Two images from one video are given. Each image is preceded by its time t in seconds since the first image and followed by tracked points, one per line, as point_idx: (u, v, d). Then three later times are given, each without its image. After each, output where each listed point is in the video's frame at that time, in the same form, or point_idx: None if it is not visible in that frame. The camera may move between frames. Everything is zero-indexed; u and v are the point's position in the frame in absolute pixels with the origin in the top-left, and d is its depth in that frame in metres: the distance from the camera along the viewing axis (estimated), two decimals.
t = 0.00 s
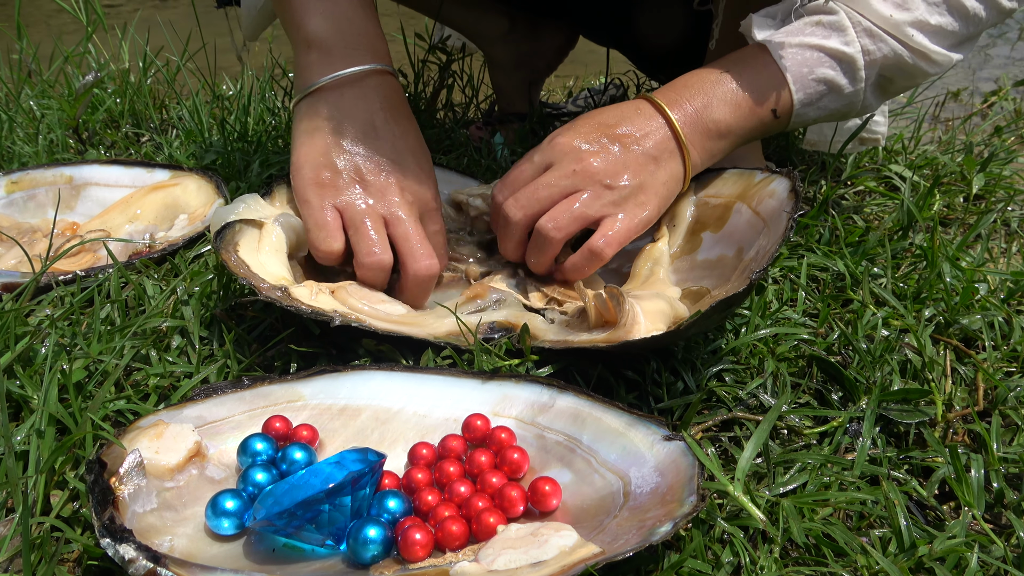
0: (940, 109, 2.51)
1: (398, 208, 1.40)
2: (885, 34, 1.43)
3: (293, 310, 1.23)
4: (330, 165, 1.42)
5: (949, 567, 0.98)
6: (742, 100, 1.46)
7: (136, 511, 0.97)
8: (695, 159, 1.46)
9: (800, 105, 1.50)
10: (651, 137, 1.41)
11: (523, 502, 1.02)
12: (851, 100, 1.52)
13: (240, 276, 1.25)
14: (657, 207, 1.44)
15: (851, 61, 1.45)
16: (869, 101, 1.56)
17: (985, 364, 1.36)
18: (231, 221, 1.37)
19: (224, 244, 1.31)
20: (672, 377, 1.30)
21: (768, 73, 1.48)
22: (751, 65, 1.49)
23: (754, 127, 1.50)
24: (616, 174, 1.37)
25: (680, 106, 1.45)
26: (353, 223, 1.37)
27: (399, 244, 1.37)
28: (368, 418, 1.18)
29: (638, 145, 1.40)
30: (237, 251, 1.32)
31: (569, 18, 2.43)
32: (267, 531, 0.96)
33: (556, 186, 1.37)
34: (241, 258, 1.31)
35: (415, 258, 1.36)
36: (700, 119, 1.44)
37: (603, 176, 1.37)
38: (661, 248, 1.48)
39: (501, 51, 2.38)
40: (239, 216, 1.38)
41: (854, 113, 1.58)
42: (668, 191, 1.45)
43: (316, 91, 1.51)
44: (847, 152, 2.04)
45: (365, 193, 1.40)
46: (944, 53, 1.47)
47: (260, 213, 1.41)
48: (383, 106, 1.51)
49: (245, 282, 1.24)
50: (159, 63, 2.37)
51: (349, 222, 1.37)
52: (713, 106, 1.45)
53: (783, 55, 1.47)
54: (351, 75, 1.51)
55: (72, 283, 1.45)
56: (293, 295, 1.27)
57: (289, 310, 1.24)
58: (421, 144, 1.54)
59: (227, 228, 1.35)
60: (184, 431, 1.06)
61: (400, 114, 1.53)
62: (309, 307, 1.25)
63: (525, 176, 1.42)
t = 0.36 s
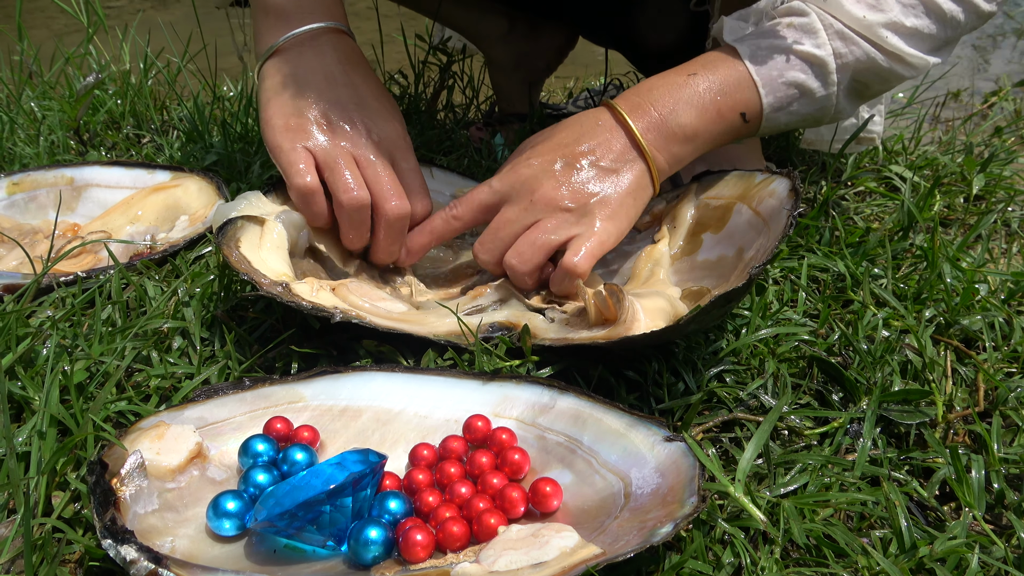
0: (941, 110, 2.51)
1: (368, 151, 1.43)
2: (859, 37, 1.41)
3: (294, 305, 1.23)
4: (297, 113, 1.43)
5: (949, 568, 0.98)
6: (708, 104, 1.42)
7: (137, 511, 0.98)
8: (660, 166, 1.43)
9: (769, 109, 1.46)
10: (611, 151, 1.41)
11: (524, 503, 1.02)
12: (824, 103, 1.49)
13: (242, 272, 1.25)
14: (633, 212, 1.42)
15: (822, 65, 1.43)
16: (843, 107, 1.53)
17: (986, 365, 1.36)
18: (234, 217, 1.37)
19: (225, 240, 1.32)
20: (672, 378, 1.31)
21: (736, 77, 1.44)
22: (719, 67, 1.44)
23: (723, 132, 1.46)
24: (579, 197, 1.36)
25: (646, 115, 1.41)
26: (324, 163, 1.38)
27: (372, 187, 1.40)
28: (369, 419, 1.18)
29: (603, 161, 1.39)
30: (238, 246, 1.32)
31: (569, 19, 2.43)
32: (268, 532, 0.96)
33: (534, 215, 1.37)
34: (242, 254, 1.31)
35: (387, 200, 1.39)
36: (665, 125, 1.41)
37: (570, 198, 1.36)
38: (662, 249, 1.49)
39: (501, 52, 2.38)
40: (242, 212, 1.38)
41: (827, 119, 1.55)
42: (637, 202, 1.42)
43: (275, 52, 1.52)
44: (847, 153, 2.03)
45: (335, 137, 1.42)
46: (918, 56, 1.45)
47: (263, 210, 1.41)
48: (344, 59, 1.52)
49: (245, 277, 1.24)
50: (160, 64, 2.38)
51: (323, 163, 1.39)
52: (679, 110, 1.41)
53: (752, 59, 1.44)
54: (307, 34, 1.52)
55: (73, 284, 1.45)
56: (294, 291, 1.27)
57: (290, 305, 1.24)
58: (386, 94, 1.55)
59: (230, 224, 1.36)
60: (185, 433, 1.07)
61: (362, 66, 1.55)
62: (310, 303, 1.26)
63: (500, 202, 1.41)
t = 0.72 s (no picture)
0: (942, 110, 2.51)
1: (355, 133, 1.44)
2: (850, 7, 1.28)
3: (293, 313, 1.24)
4: (285, 96, 1.44)
5: (951, 570, 0.98)
6: (684, 84, 1.33)
7: (139, 514, 0.98)
8: (633, 151, 1.34)
9: (755, 88, 1.34)
10: (579, 144, 1.35)
11: (525, 505, 1.02)
12: (822, 84, 1.34)
13: (240, 281, 1.25)
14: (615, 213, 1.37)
15: (813, 39, 1.30)
16: (853, 93, 1.38)
17: (987, 366, 1.36)
18: (233, 225, 1.36)
19: (224, 249, 1.32)
20: (674, 380, 1.31)
21: (716, 56, 1.34)
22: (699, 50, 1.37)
23: (705, 113, 1.35)
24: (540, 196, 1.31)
25: (617, 100, 1.35)
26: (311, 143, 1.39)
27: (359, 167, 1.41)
28: (371, 420, 1.18)
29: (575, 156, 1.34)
30: (237, 255, 1.32)
31: (570, 18, 2.43)
32: (270, 534, 0.96)
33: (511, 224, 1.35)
34: (241, 262, 1.31)
35: (375, 182, 1.42)
36: (636, 108, 1.33)
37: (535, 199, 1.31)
38: (663, 250, 1.48)
39: (501, 52, 2.38)
40: (241, 220, 1.37)
41: (835, 108, 1.40)
42: (612, 193, 1.34)
43: (263, 41, 1.53)
44: (846, 155, 2.04)
45: (323, 119, 1.43)
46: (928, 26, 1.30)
47: (262, 217, 1.40)
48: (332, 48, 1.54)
49: (245, 286, 1.24)
50: (160, 65, 2.38)
51: (310, 143, 1.40)
52: (654, 93, 1.33)
53: (735, 39, 1.34)
54: (295, 23, 1.53)
55: (74, 286, 1.45)
56: (293, 299, 1.28)
57: (290, 313, 1.25)
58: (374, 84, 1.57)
59: (228, 232, 1.35)
60: (186, 434, 1.06)
61: (349, 56, 1.56)
62: (310, 311, 1.26)
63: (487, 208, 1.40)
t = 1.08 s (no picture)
0: (942, 111, 2.51)
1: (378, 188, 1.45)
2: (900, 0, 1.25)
3: (294, 315, 1.24)
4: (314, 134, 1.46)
5: (952, 572, 0.98)
6: (727, 82, 1.31)
7: (141, 515, 0.98)
8: (668, 152, 1.31)
9: (800, 84, 1.31)
10: (612, 145, 1.33)
11: (527, 507, 1.02)
12: (871, 80, 1.32)
13: (241, 283, 1.26)
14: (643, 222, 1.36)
15: (861, 31, 1.28)
16: (903, 89, 1.35)
17: (988, 367, 1.36)
18: (234, 227, 1.37)
19: (224, 251, 1.33)
20: (674, 381, 1.31)
21: (758, 55, 1.33)
22: (741, 49, 1.35)
23: (748, 112, 1.31)
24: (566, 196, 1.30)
25: (657, 100, 1.33)
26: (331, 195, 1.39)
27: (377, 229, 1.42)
28: (372, 422, 1.18)
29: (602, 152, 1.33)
30: (238, 258, 1.33)
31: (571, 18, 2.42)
32: (271, 535, 0.96)
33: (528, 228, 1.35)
34: (242, 265, 1.32)
35: (389, 245, 1.42)
36: (678, 108, 1.31)
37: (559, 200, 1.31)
38: (663, 253, 1.48)
39: (502, 53, 2.38)
40: (242, 223, 1.39)
41: (886, 104, 1.37)
42: (642, 197, 1.31)
43: (297, 70, 1.53)
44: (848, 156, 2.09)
45: (348, 167, 1.44)
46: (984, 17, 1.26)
47: (262, 220, 1.42)
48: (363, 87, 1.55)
49: (245, 289, 1.24)
50: (161, 66, 2.38)
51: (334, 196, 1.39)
52: (694, 92, 1.31)
53: (779, 35, 1.33)
54: (331, 59, 1.54)
55: (76, 287, 1.45)
56: (294, 301, 1.28)
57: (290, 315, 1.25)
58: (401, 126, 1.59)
59: (229, 234, 1.36)
60: (188, 436, 1.06)
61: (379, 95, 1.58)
62: (310, 314, 1.26)
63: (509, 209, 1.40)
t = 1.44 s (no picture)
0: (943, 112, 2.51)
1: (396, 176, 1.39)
2: (941, 17, 1.34)
3: (298, 313, 1.24)
4: (330, 153, 1.46)
5: (953, 574, 0.98)
6: (775, 104, 1.37)
7: (141, 518, 0.98)
8: (714, 164, 1.33)
9: (846, 102, 1.38)
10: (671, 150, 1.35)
11: (528, 509, 1.02)
12: (917, 95, 1.39)
13: (246, 278, 1.26)
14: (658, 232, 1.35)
15: (903, 50, 1.36)
16: (949, 101, 1.41)
17: (989, 369, 1.36)
18: (238, 223, 1.37)
19: (229, 247, 1.32)
20: (675, 384, 1.30)
21: (804, 75, 1.40)
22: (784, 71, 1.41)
23: (796, 130, 1.37)
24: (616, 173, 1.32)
25: (705, 118, 1.37)
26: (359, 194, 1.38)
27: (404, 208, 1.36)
28: (372, 424, 1.18)
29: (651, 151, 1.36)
30: (242, 253, 1.32)
31: (571, 22, 2.41)
32: (272, 538, 0.96)
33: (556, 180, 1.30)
34: (246, 261, 1.31)
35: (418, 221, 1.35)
36: (727, 125, 1.35)
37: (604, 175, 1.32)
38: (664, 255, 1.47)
39: (502, 55, 2.39)
40: (246, 218, 1.39)
41: (931, 118, 1.43)
42: (678, 202, 1.30)
43: (308, 96, 1.55)
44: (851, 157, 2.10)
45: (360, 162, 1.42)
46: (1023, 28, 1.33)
47: (266, 216, 1.41)
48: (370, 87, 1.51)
49: (250, 283, 1.25)
50: (162, 68, 2.38)
51: (354, 191, 1.40)
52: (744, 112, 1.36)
53: (823, 56, 1.40)
54: (338, 73, 1.53)
55: (77, 289, 1.45)
56: (298, 298, 1.28)
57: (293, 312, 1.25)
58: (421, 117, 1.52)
59: (233, 230, 1.35)
60: (189, 439, 1.06)
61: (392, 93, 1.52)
62: (314, 311, 1.26)
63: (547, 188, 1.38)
